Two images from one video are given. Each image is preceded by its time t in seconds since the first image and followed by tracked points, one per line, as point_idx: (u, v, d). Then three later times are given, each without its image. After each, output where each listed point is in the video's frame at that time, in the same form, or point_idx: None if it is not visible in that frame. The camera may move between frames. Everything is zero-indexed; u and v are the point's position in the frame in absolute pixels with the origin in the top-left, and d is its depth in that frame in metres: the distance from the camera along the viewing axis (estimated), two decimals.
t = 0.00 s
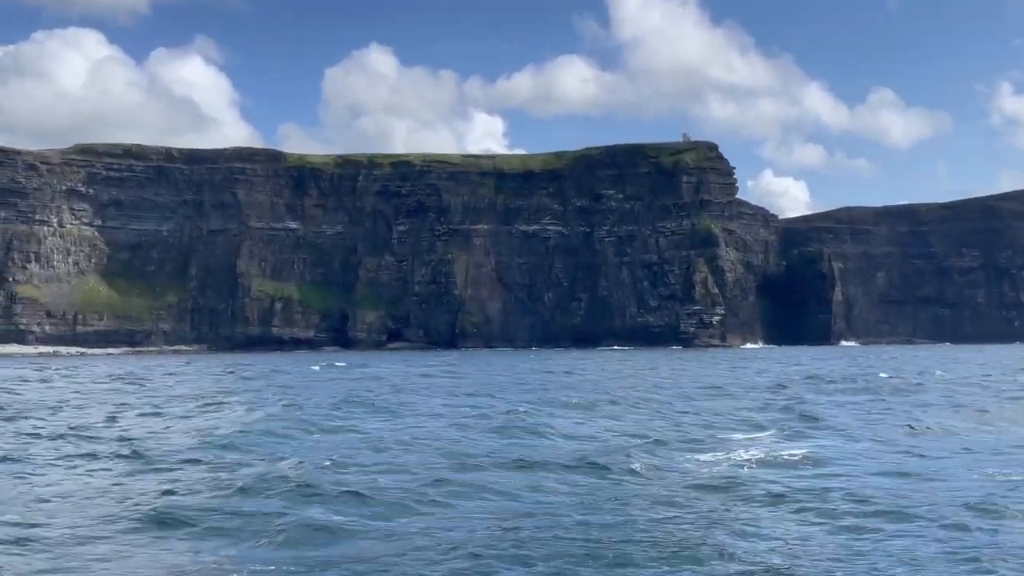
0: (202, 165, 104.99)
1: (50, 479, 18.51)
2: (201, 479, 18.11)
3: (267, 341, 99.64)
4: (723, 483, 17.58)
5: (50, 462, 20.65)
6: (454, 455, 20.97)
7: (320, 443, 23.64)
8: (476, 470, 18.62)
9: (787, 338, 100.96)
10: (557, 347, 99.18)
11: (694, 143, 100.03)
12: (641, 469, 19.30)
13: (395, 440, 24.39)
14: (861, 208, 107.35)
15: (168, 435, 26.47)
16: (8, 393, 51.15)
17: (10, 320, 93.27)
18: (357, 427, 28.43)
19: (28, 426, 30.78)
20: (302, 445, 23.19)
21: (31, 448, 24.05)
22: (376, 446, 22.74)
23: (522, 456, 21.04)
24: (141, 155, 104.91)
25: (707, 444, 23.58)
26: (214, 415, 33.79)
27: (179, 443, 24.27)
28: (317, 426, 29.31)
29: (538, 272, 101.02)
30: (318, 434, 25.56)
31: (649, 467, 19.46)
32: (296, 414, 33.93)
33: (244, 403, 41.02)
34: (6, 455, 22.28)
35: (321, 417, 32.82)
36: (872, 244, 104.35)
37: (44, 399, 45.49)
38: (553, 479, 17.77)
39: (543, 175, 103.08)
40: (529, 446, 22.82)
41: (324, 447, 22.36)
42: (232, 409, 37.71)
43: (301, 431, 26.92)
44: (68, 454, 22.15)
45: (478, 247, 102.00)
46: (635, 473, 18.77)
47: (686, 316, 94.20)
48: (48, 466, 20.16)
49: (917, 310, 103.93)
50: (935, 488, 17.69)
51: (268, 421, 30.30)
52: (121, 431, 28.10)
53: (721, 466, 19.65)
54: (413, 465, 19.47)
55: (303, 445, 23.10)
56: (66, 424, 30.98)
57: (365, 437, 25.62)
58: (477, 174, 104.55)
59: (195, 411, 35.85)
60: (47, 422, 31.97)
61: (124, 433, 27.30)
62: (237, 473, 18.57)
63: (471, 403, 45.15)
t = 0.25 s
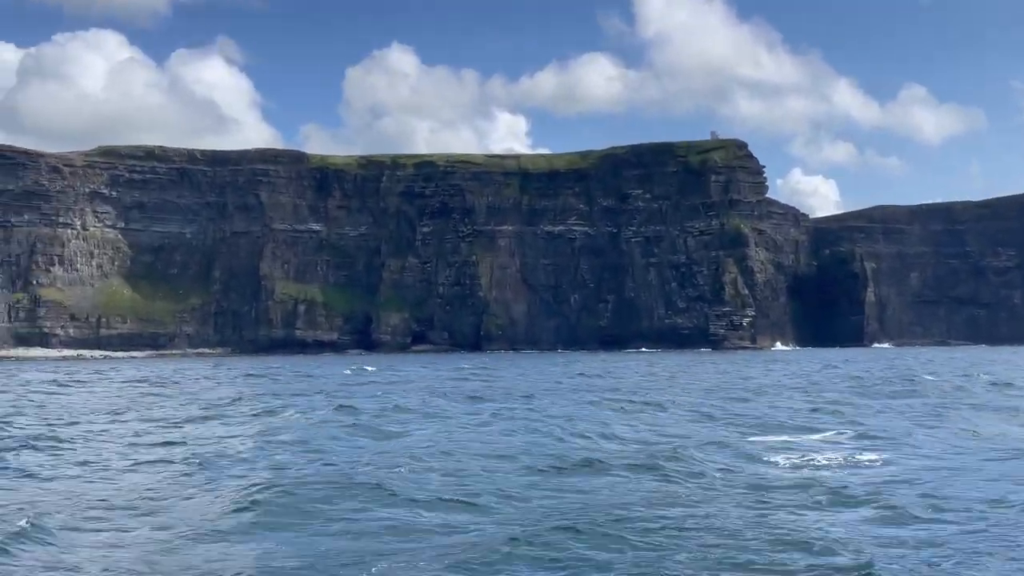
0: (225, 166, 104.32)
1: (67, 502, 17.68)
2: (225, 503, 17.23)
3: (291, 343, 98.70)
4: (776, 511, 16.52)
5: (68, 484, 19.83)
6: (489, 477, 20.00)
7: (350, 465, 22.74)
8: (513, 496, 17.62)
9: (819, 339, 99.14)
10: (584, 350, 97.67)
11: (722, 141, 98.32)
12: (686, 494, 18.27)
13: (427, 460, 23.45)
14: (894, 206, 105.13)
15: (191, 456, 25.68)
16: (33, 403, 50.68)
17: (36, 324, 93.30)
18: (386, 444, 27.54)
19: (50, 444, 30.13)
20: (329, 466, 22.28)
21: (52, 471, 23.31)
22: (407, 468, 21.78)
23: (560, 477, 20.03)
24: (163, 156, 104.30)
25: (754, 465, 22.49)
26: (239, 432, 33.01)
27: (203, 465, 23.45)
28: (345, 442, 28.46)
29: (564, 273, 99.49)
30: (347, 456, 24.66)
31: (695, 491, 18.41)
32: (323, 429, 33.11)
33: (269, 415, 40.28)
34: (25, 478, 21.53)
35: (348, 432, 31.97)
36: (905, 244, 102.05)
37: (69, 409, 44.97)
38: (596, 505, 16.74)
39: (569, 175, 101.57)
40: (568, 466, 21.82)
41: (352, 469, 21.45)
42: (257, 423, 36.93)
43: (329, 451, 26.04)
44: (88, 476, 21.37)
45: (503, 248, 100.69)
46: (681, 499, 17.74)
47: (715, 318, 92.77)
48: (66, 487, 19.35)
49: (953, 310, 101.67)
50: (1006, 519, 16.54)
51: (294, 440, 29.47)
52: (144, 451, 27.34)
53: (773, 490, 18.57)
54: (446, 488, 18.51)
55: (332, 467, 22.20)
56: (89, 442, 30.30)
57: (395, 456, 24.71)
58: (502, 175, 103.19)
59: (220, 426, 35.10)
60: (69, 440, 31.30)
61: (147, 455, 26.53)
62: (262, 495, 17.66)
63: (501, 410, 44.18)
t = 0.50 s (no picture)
0: (253, 168, 104.38)
1: (124, 503, 17.40)
2: (285, 506, 16.91)
3: (319, 344, 98.64)
4: (852, 514, 16.10)
5: (121, 485, 19.58)
6: (547, 479, 19.63)
7: (400, 461, 22.39)
8: (578, 500, 17.24)
9: (849, 340, 98.28)
10: (612, 351, 97.01)
11: (752, 140, 97.50)
12: (754, 496, 17.82)
13: (477, 457, 23.08)
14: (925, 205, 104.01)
15: (241, 452, 25.43)
16: (66, 402, 50.68)
17: (65, 326, 93.55)
18: (431, 440, 27.20)
19: (91, 441, 29.95)
20: (380, 463, 21.94)
21: (99, 466, 23.08)
22: (460, 467, 21.43)
23: (620, 478, 19.60)
24: (191, 158, 104.40)
25: (813, 463, 22.01)
26: (279, 430, 32.76)
27: (251, 461, 23.16)
28: (389, 438, 28.13)
29: (592, 273, 99.06)
30: (394, 451, 24.31)
31: (764, 493, 18.08)
32: (363, 426, 32.80)
33: (305, 414, 40.03)
34: (75, 476, 21.30)
35: (389, 430, 31.65)
36: (937, 244, 100.98)
37: (103, 408, 44.92)
38: (665, 510, 16.35)
39: (597, 175, 100.99)
40: (624, 466, 21.41)
41: (404, 467, 21.11)
42: (294, 421, 36.67)
43: (375, 446, 25.71)
44: (139, 474, 21.11)
45: (530, 249, 100.29)
46: (750, 502, 17.30)
47: (746, 318, 91.82)
48: (121, 487, 19.08)
49: (985, 310, 100.50)
50: None
51: (336, 437, 29.17)
52: (187, 446, 27.10)
53: (841, 492, 18.12)
54: (508, 492, 18.14)
55: (383, 464, 21.86)
56: (130, 438, 30.11)
57: (444, 453, 24.35)
58: (529, 175, 102.74)
59: (258, 424, 34.86)
60: (110, 436, 31.09)
61: (191, 449, 26.29)
62: (322, 498, 17.36)
63: (536, 408, 43.81)
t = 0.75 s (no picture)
0: (278, 168, 103.31)
1: (141, 529, 16.20)
2: (313, 531, 15.64)
3: (346, 346, 97.43)
4: (939, 536, 14.52)
5: (140, 505, 18.40)
6: (592, 494, 18.24)
7: (434, 472, 21.08)
8: (630, 520, 15.84)
9: (887, 339, 96.20)
10: (644, 352, 95.16)
11: (786, 136, 95.28)
12: (828, 514, 16.24)
13: (516, 465, 21.73)
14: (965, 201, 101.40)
15: (270, 463, 24.05)
16: (91, 405, 49.86)
17: (92, 328, 93.09)
18: (464, 446, 25.89)
19: (114, 449, 28.91)
20: (412, 475, 20.63)
21: (118, 480, 21.94)
22: (498, 477, 20.09)
23: (673, 492, 18.19)
24: (216, 159, 103.46)
25: (877, 470, 20.47)
26: (306, 435, 31.57)
27: (281, 474, 21.79)
28: (421, 444, 26.84)
29: (623, 273, 97.36)
30: (427, 461, 23.02)
31: (839, 510, 16.47)
32: (393, 432, 31.55)
33: (333, 418, 38.85)
34: (92, 494, 20.16)
35: (420, 435, 30.38)
36: (977, 242, 98.68)
37: (128, 412, 44.02)
38: (726, 534, 14.92)
39: (627, 173, 99.07)
40: (674, 476, 19.97)
41: (439, 479, 19.80)
42: (322, 426, 35.50)
43: (406, 455, 24.43)
44: (158, 491, 19.93)
45: (560, 248, 98.70)
46: (824, 521, 15.74)
47: (781, 318, 89.76)
48: (139, 509, 17.91)
49: None
50: None
51: (366, 443, 27.94)
52: (212, 455, 25.95)
53: (923, 507, 16.49)
54: (553, 511, 16.77)
55: (416, 475, 20.56)
56: (153, 446, 29.03)
57: (480, 461, 23.02)
58: (558, 173, 100.99)
59: (284, 430, 33.72)
60: (132, 444, 30.03)
61: (214, 459, 25.13)
62: (353, 523, 16.05)
63: (571, 410, 42.42)
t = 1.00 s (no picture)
0: (308, 169, 103.23)
1: (151, 530, 15.55)
2: (328, 533, 14.89)
3: (376, 348, 96.86)
4: (991, 534, 13.77)
5: (152, 506, 17.78)
6: (625, 494, 17.47)
7: (458, 473, 20.35)
8: (661, 523, 14.98)
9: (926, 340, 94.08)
10: (677, 353, 93.67)
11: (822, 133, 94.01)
12: (872, 514, 15.49)
13: (543, 467, 20.95)
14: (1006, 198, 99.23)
15: (297, 465, 23.56)
16: (120, 408, 49.71)
17: (123, 331, 93.43)
18: (491, 448, 25.14)
19: (136, 452, 28.48)
20: (435, 476, 19.91)
21: (135, 482, 21.39)
22: (523, 479, 19.29)
23: (707, 493, 17.28)
24: (246, 160, 103.58)
25: (925, 470, 19.50)
26: (331, 437, 31.01)
27: (308, 475, 21.31)
28: (447, 446, 26.15)
29: (655, 273, 96.18)
30: (452, 462, 22.30)
31: (885, 510, 15.70)
32: (420, 434, 30.87)
33: (360, 420, 38.30)
34: (116, 493, 19.82)
35: (447, 437, 29.68)
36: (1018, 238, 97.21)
37: (156, 415, 43.77)
38: (762, 537, 13.99)
39: (660, 171, 98.04)
40: (708, 477, 19.06)
41: (465, 479, 19.10)
42: (348, 427, 34.95)
43: (431, 457, 23.71)
44: (173, 493, 19.30)
45: (591, 248, 97.67)
46: (869, 520, 15.01)
47: (818, 318, 87.91)
48: (151, 510, 17.28)
49: None
50: None
51: (391, 445, 27.29)
52: (233, 458, 25.37)
53: (974, 506, 15.70)
54: (581, 512, 15.93)
55: (439, 476, 19.83)
56: (176, 449, 28.59)
57: (505, 462, 22.24)
58: (589, 172, 100.04)
59: (310, 432, 33.15)
60: (155, 447, 29.60)
61: (235, 461, 24.54)
62: (369, 525, 15.26)
63: (602, 411, 41.59)
